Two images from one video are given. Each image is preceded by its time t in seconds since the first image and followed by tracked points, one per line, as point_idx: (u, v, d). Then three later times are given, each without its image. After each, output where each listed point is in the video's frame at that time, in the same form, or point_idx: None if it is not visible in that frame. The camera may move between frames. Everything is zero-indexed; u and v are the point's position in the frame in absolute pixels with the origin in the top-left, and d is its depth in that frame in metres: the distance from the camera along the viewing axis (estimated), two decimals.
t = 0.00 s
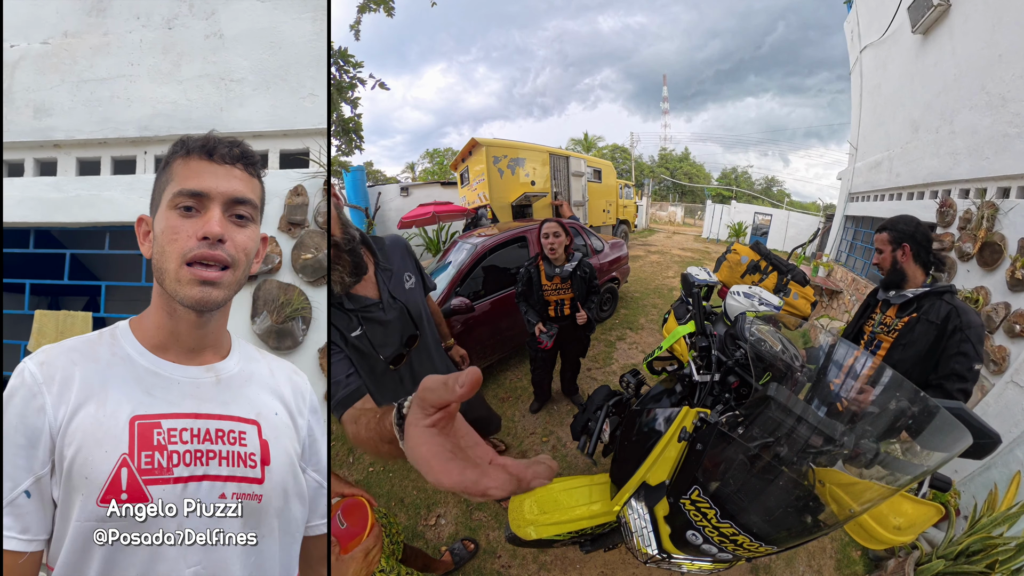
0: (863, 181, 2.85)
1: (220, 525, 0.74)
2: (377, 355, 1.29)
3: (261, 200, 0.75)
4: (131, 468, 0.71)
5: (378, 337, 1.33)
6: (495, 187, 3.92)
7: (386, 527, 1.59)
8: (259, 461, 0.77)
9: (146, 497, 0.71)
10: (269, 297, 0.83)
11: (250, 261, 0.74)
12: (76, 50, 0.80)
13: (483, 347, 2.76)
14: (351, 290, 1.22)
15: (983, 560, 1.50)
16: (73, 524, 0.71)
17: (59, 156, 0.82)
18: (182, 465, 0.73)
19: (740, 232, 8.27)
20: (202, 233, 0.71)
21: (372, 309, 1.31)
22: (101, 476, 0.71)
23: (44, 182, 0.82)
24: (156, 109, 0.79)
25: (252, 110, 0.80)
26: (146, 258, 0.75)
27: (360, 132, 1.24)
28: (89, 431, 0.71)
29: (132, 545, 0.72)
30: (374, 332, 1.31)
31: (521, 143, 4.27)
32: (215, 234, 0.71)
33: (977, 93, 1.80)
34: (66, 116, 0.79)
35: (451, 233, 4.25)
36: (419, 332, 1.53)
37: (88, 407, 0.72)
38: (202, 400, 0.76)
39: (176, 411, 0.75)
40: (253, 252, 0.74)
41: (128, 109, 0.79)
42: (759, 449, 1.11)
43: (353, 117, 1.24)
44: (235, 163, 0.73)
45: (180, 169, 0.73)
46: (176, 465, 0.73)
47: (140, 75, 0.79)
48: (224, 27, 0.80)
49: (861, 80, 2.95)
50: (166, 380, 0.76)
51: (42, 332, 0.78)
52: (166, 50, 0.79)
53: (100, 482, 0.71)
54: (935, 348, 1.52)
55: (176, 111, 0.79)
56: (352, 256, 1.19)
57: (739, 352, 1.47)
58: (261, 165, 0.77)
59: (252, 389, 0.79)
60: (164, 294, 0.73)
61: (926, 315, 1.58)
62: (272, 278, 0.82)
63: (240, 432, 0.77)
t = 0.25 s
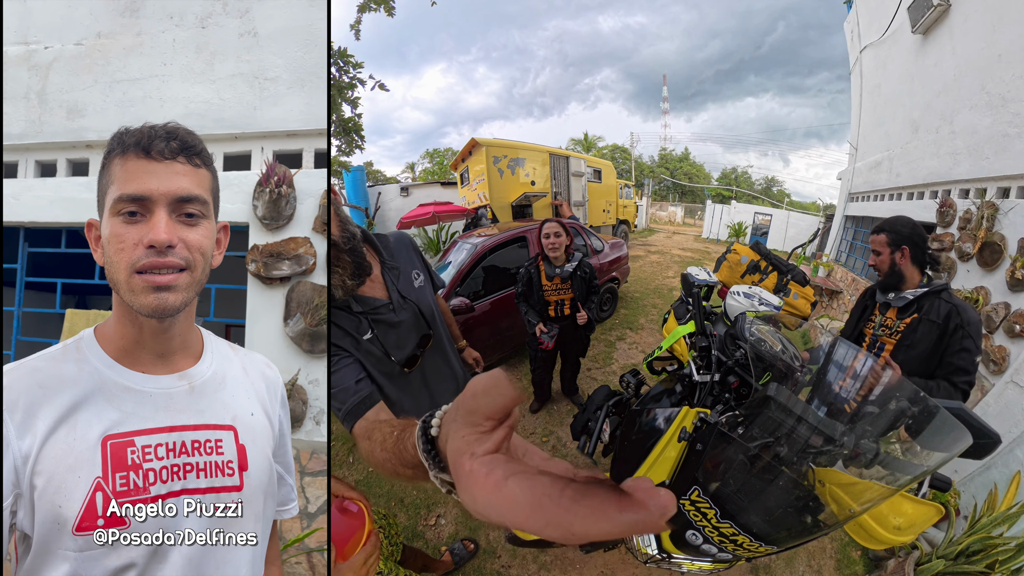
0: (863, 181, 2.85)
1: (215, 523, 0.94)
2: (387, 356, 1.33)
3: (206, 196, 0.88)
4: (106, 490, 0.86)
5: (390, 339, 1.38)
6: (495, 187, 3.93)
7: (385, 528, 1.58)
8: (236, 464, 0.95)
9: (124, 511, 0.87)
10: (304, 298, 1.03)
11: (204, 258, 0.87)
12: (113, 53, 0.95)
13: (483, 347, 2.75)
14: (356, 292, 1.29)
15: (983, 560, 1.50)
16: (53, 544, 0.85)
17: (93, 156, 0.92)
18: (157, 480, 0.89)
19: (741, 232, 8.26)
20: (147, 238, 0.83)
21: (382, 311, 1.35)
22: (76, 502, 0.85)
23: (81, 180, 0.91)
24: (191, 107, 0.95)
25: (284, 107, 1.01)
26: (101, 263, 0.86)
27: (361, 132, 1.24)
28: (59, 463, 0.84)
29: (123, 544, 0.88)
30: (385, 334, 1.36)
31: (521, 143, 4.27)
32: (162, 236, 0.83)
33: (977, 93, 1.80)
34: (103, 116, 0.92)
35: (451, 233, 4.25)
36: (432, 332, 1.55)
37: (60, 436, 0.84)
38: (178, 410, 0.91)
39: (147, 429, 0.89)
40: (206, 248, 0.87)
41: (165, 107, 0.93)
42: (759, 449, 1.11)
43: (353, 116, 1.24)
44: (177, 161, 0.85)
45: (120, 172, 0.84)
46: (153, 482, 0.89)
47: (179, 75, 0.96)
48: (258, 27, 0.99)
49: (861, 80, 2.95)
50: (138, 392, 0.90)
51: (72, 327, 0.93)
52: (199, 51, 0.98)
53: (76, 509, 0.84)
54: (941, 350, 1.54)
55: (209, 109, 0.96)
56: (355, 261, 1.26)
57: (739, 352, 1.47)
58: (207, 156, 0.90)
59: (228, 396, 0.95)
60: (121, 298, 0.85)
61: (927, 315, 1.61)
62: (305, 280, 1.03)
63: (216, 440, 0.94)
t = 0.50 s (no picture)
0: (863, 181, 2.85)
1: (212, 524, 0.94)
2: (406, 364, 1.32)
3: (191, 187, 0.89)
4: (109, 486, 0.87)
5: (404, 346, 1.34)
6: (495, 187, 3.93)
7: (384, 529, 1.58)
8: (240, 461, 0.94)
9: (126, 507, 0.89)
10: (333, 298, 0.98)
11: (198, 250, 0.90)
12: (136, 49, 0.97)
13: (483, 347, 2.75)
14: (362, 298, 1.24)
15: (983, 559, 1.54)
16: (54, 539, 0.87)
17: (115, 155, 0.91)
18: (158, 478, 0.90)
19: (740, 232, 8.26)
20: (140, 235, 0.86)
21: (393, 314, 1.35)
22: (81, 497, 0.87)
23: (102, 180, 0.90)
24: (216, 106, 0.96)
25: (310, 105, 0.99)
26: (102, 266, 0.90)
27: (360, 132, 1.23)
28: (65, 459, 0.86)
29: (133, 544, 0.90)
30: (400, 341, 1.33)
31: (521, 143, 4.27)
32: (151, 231, 0.86)
33: (977, 93, 1.81)
34: (128, 113, 0.93)
35: (451, 233, 4.26)
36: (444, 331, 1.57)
37: (66, 434, 0.87)
38: (182, 407, 0.92)
39: (150, 426, 0.90)
40: (192, 239, 0.89)
41: (189, 105, 0.95)
42: (759, 449, 1.11)
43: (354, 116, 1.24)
44: (160, 155, 0.88)
45: (109, 174, 0.88)
46: (155, 480, 0.89)
47: (205, 74, 0.98)
48: (285, 24, 0.96)
49: (861, 80, 2.95)
50: (144, 388, 0.92)
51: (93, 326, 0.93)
52: (225, 48, 0.99)
53: (80, 503, 0.87)
54: (956, 351, 1.59)
55: (235, 107, 0.97)
56: (362, 267, 1.23)
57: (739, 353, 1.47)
58: (193, 145, 0.92)
59: (235, 392, 0.95)
60: (122, 299, 0.89)
61: (942, 320, 1.63)
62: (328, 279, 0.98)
63: (225, 436, 0.93)
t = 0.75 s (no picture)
0: (863, 181, 2.85)
1: (213, 524, 0.91)
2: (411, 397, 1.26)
3: (232, 189, 0.87)
4: (146, 472, 0.87)
5: (408, 373, 1.28)
6: (495, 186, 3.93)
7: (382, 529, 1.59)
8: (270, 455, 0.92)
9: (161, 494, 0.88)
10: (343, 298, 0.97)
11: (234, 249, 0.87)
12: (150, 46, 0.95)
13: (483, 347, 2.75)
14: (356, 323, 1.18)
15: (983, 560, 1.51)
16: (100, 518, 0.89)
17: (129, 151, 0.94)
18: (194, 466, 0.89)
19: (740, 232, 8.25)
20: (179, 234, 0.85)
21: (391, 337, 1.25)
22: (120, 481, 0.88)
23: (115, 175, 0.95)
24: (230, 103, 0.93)
25: (323, 104, 0.95)
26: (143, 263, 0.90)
27: (361, 131, 1.24)
28: (105, 444, 0.87)
29: (131, 545, 0.90)
30: (400, 365, 1.26)
31: (521, 143, 4.27)
32: (191, 231, 0.84)
33: (977, 93, 1.81)
34: (141, 111, 0.94)
35: (451, 233, 4.26)
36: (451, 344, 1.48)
37: (108, 420, 0.88)
38: (218, 399, 0.91)
39: (187, 416, 0.90)
40: (230, 241, 0.86)
41: (202, 103, 0.92)
42: (759, 449, 1.11)
43: (355, 116, 1.24)
44: (203, 156, 0.87)
45: (153, 173, 0.88)
46: (191, 468, 0.89)
47: (218, 70, 0.94)
48: (299, 21, 0.93)
49: (861, 80, 2.95)
50: (179, 381, 0.91)
51: (106, 323, 0.96)
52: (240, 45, 0.95)
53: (119, 486, 0.88)
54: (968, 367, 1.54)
55: (248, 104, 0.93)
56: (349, 289, 1.12)
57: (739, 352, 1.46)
58: (235, 148, 0.90)
59: (267, 387, 0.93)
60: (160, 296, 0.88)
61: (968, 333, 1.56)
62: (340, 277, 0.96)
63: (260, 429, 0.92)
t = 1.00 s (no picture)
0: (863, 180, 2.85)
1: (218, 523, 0.85)
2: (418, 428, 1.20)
3: (272, 187, 0.84)
4: (163, 455, 0.82)
5: (410, 399, 1.22)
6: (495, 186, 3.92)
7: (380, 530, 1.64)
8: (287, 449, 0.85)
9: (177, 480, 0.82)
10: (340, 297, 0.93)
11: (267, 247, 0.83)
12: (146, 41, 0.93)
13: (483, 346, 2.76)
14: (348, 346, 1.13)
15: (983, 560, 1.52)
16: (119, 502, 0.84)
17: (126, 148, 0.96)
18: (211, 452, 0.83)
19: (740, 232, 8.25)
20: (216, 224, 0.81)
21: (386, 364, 1.19)
22: (136, 464, 0.82)
23: (113, 171, 1.00)
24: (226, 100, 0.90)
25: (321, 101, 0.92)
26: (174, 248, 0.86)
27: (361, 131, 1.24)
28: (127, 428, 0.82)
29: (132, 546, 0.85)
30: (399, 393, 1.20)
31: (520, 143, 4.27)
32: (228, 220, 0.80)
33: (977, 93, 1.81)
34: (139, 107, 0.94)
35: (451, 233, 4.26)
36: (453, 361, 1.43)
37: (129, 404, 0.83)
38: (235, 390, 0.85)
39: (204, 403, 0.84)
40: (265, 237, 0.82)
41: (199, 100, 0.90)
42: (759, 449, 1.11)
43: (355, 116, 1.24)
44: (245, 154, 0.83)
45: (197, 167, 0.84)
46: (207, 453, 0.83)
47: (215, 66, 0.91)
48: (297, 18, 0.91)
49: (862, 80, 2.95)
50: (199, 371, 0.86)
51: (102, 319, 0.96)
52: (238, 42, 0.93)
53: (136, 469, 0.82)
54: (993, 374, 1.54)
55: (245, 102, 0.90)
56: (333, 314, 1.06)
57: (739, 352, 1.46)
58: (275, 152, 0.86)
59: (280, 381, 0.86)
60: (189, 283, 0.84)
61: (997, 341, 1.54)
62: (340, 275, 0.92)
63: (277, 421, 0.85)
